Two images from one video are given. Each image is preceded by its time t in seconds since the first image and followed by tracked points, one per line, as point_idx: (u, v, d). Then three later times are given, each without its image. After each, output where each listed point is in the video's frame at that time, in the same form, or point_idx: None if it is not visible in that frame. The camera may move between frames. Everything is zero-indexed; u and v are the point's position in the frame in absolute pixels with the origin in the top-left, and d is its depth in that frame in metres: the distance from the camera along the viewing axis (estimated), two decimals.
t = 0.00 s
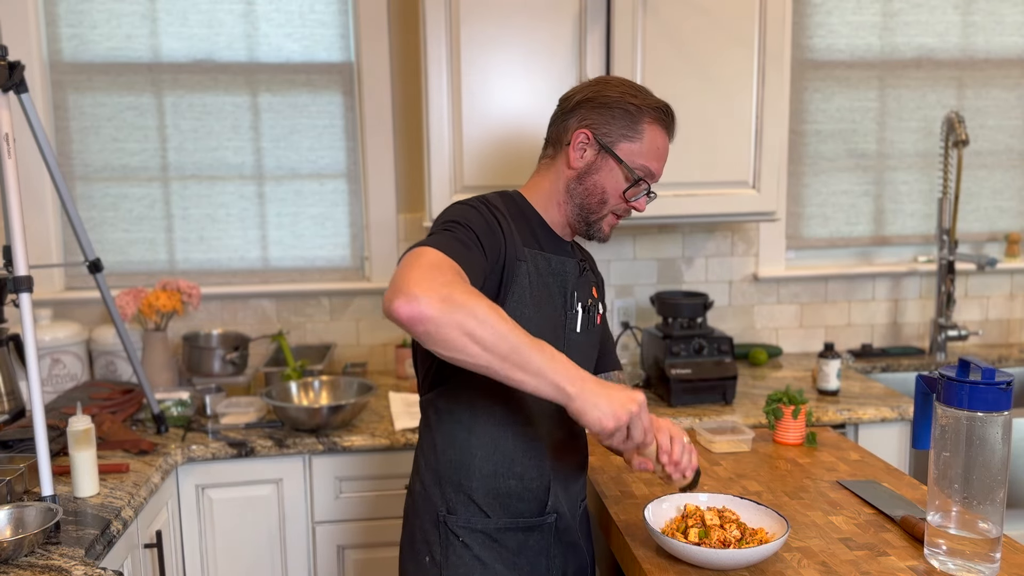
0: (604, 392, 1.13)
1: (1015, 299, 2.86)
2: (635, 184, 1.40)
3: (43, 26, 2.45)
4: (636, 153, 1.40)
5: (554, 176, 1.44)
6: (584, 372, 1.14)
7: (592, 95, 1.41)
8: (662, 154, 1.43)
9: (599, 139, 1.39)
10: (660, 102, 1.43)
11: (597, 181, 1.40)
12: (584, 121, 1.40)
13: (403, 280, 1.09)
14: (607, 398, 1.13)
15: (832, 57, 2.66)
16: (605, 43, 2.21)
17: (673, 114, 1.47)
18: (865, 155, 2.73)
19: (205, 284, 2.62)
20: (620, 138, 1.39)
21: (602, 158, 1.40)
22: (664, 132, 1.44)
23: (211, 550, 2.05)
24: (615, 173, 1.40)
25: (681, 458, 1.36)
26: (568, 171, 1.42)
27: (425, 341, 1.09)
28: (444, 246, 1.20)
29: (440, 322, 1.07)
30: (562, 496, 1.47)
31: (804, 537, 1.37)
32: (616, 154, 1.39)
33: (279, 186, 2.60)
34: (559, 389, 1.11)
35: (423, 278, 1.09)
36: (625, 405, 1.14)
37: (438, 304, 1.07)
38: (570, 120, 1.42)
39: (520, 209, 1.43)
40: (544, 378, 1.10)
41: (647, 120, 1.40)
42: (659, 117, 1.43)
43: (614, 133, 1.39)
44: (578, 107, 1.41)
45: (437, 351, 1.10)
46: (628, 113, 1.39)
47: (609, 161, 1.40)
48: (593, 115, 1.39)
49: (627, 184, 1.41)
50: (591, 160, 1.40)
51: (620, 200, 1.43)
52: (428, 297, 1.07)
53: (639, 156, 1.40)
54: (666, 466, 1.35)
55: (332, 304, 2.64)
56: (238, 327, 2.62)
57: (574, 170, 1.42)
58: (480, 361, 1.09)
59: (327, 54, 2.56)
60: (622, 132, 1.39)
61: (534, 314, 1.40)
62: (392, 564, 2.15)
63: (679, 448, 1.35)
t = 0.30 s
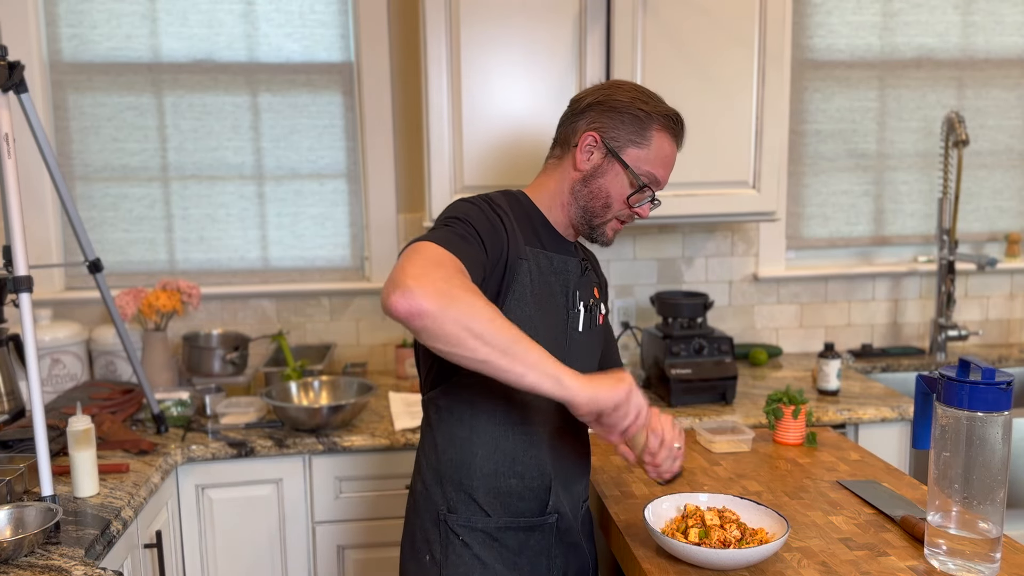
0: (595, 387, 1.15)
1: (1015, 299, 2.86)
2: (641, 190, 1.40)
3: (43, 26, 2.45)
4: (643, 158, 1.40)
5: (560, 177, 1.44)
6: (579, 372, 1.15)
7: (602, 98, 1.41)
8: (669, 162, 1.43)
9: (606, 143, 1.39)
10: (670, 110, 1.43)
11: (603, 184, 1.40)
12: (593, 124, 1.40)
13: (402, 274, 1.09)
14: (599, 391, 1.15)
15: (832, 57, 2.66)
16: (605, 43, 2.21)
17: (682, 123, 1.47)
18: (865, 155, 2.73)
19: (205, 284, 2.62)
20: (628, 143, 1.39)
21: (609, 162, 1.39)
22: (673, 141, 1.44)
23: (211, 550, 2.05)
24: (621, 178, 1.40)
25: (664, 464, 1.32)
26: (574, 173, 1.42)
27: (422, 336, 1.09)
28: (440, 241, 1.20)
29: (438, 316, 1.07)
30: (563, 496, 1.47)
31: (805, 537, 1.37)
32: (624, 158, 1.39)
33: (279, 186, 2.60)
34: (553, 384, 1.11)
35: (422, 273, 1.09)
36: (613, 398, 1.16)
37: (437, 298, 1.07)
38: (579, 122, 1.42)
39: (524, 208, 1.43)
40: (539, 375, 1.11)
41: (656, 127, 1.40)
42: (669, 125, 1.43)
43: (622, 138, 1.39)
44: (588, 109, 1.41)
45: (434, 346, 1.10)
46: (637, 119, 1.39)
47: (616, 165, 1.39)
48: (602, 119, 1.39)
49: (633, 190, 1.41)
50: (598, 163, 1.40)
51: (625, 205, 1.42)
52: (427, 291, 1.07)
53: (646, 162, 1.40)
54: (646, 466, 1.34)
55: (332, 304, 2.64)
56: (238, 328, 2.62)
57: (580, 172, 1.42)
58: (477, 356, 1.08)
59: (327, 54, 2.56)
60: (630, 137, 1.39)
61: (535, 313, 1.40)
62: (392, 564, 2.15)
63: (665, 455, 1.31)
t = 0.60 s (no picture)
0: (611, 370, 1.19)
1: (1015, 299, 2.86)
2: (645, 190, 1.41)
3: (43, 26, 2.45)
4: (646, 159, 1.40)
5: (563, 178, 1.44)
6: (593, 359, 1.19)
7: (605, 99, 1.41)
8: (672, 162, 1.44)
9: (610, 143, 1.39)
10: (672, 111, 1.44)
11: (607, 185, 1.40)
12: (597, 125, 1.40)
13: (420, 289, 1.08)
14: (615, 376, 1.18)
15: (832, 57, 2.66)
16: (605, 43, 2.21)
17: (683, 124, 1.48)
18: (865, 155, 2.73)
19: (205, 284, 2.62)
20: (631, 143, 1.39)
21: (613, 162, 1.39)
22: (675, 141, 1.44)
23: (211, 550, 2.05)
24: (625, 178, 1.40)
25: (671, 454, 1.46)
26: (578, 174, 1.42)
27: (447, 349, 1.09)
28: (454, 252, 1.19)
29: (463, 328, 1.07)
30: (565, 495, 1.47)
31: (805, 537, 1.37)
32: (628, 159, 1.39)
33: (279, 186, 2.60)
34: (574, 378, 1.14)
35: (441, 287, 1.08)
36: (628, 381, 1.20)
37: (460, 311, 1.07)
38: (582, 123, 1.41)
39: (527, 208, 1.43)
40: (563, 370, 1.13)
41: (659, 127, 1.41)
42: (671, 126, 1.43)
43: (626, 139, 1.39)
44: (591, 110, 1.41)
45: (459, 357, 1.10)
46: (641, 119, 1.39)
47: (620, 165, 1.39)
48: (606, 119, 1.39)
49: (636, 190, 1.41)
50: (601, 163, 1.40)
51: (629, 205, 1.43)
52: (449, 304, 1.07)
53: (649, 162, 1.40)
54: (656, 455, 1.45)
55: (332, 304, 2.64)
56: (238, 327, 2.62)
57: (584, 173, 1.41)
58: (503, 362, 1.10)
59: (327, 54, 2.56)
60: (633, 138, 1.39)
61: (539, 314, 1.40)
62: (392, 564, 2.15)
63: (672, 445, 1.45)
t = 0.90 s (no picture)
0: (634, 379, 1.15)
1: (1015, 299, 2.86)
2: (648, 186, 1.41)
3: (43, 26, 2.45)
4: (648, 155, 1.40)
5: (565, 177, 1.44)
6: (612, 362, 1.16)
7: (604, 98, 1.41)
8: (672, 157, 1.44)
9: (611, 141, 1.39)
10: (670, 106, 1.44)
11: (611, 182, 1.40)
12: (597, 123, 1.40)
13: (433, 293, 1.09)
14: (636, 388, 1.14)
15: (832, 57, 2.66)
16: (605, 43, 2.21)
17: (681, 119, 1.48)
18: (865, 155, 2.73)
19: (205, 284, 2.62)
20: (632, 140, 1.39)
21: (615, 160, 1.39)
22: (674, 136, 1.45)
23: (211, 550, 2.05)
24: (628, 174, 1.40)
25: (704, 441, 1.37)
26: (580, 173, 1.42)
27: (461, 352, 1.09)
28: (466, 254, 1.18)
29: (477, 331, 1.07)
30: (566, 494, 1.47)
31: (805, 537, 1.37)
32: (630, 155, 1.39)
33: (279, 186, 2.60)
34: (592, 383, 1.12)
35: (456, 290, 1.08)
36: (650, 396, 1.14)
37: (473, 313, 1.07)
38: (581, 123, 1.41)
39: (529, 209, 1.42)
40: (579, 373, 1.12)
41: (658, 123, 1.41)
42: (670, 121, 1.43)
43: (628, 135, 1.39)
44: (590, 109, 1.41)
45: (473, 360, 1.10)
46: (640, 115, 1.40)
47: (622, 162, 1.39)
48: (606, 117, 1.39)
49: (639, 186, 1.41)
50: (604, 161, 1.40)
51: (632, 202, 1.43)
52: (462, 307, 1.07)
53: (651, 158, 1.40)
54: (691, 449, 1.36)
55: (332, 304, 2.64)
56: (238, 327, 2.62)
57: (586, 172, 1.41)
58: (516, 366, 1.10)
59: (327, 54, 2.56)
60: (634, 135, 1.39)
61: (541, 314, 1.40)
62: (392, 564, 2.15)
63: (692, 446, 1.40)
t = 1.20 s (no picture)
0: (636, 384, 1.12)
1: (1015, 299, 2.86)
2: (649, 185, 1.41)
3: (43, 26, 2.45)
4: (648, 153, 1.40)
5: (566, 178, 1.44)
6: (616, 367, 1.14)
7: (603, 98, 1.42)
8: (673, 155, 1.44)
9: (612, 141, 1.39)
10: (670, 105, 1.44)
11: (612, 182, 1.40)
12: (597, 123, 1.40)
13: (433, 284, 1.09)
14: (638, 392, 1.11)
15: (832, 57, 2.66)
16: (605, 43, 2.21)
17: (681, 118, 1.48)
18: (865, 155, 2.73)
19: (205, 284, 2.62)
20: (633, 139, 1.39)
21: (615, 159, 1.40)
22: (674, 134, 1.45)
23: (211, 550, 2.05)
24: (629, 174, 1.40)
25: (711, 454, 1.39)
26: (581, 173, 1.42)
27: (457, 345, 1.09)
28: (465, 249, 1.19)
29: (474, 324, 1.07)
30: (565, 494, 1.47)
31: (804, 537, 1.37)
32: (630, 154, 1.39)
33: (279, 186, 2.60)
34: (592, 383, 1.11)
35: (454, 282, 1.09)
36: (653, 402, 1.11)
37: (471, 306, 1.07)
38: (582, 123, 1.41)
39: (530, 209, 1.43)
40: (578, 373, 1.10)
41: (658, 122, 1.41)
42: (670, 120, 1.43)
43: (628, 135, 1.39)
44: (590, 109, 1.41)
45: (470, 354, 1.10)
46: (640, 114, 1.40)
47: (622, 162, 1.39)
48: (606, 117, 1.39)
49: (640, 185, 1.41)
50: (604, 161, 1.40)
51: (633, 201, 1.43)
52: (460, 299, 1.07)
53: (651, 156, 1.40)
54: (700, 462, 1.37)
55: (332, 304, 2.64)
56: (238, 328, 2.62)
57: (587, 172, 1.41)
58: (513, 359, 1.09)
59: (327, 54, 2.56)
60: (634, 134, 1.39)
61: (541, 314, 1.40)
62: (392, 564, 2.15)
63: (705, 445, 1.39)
